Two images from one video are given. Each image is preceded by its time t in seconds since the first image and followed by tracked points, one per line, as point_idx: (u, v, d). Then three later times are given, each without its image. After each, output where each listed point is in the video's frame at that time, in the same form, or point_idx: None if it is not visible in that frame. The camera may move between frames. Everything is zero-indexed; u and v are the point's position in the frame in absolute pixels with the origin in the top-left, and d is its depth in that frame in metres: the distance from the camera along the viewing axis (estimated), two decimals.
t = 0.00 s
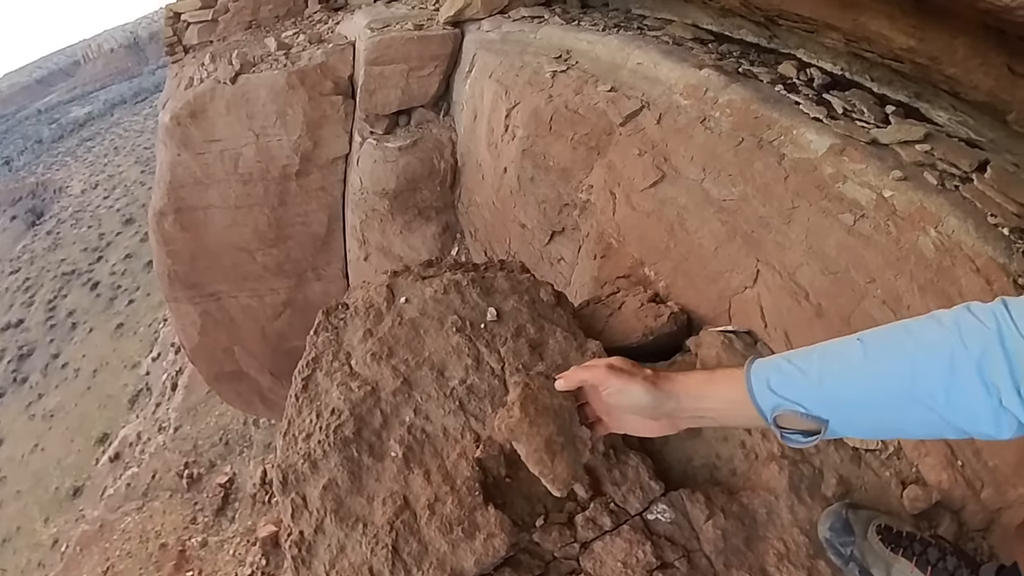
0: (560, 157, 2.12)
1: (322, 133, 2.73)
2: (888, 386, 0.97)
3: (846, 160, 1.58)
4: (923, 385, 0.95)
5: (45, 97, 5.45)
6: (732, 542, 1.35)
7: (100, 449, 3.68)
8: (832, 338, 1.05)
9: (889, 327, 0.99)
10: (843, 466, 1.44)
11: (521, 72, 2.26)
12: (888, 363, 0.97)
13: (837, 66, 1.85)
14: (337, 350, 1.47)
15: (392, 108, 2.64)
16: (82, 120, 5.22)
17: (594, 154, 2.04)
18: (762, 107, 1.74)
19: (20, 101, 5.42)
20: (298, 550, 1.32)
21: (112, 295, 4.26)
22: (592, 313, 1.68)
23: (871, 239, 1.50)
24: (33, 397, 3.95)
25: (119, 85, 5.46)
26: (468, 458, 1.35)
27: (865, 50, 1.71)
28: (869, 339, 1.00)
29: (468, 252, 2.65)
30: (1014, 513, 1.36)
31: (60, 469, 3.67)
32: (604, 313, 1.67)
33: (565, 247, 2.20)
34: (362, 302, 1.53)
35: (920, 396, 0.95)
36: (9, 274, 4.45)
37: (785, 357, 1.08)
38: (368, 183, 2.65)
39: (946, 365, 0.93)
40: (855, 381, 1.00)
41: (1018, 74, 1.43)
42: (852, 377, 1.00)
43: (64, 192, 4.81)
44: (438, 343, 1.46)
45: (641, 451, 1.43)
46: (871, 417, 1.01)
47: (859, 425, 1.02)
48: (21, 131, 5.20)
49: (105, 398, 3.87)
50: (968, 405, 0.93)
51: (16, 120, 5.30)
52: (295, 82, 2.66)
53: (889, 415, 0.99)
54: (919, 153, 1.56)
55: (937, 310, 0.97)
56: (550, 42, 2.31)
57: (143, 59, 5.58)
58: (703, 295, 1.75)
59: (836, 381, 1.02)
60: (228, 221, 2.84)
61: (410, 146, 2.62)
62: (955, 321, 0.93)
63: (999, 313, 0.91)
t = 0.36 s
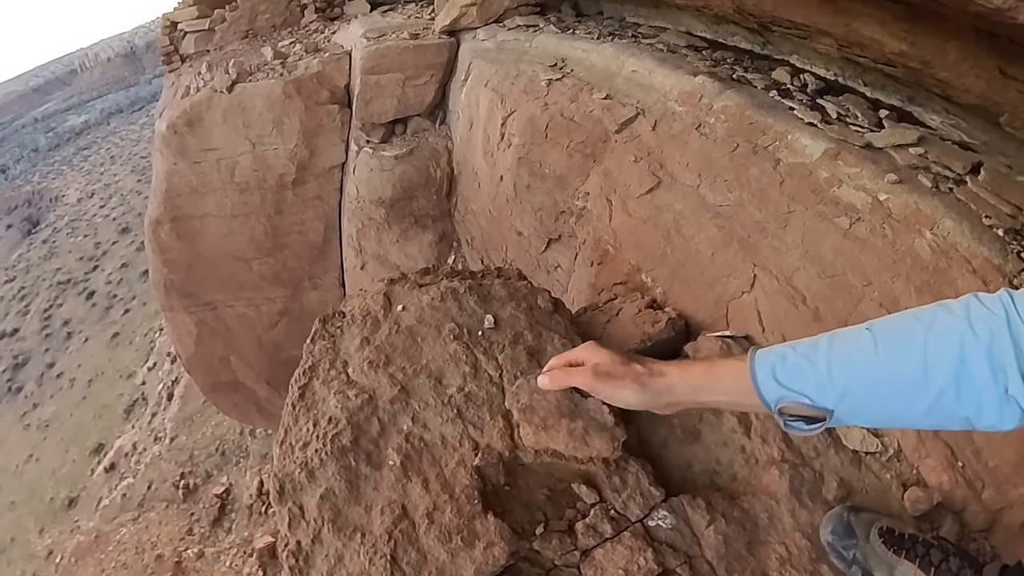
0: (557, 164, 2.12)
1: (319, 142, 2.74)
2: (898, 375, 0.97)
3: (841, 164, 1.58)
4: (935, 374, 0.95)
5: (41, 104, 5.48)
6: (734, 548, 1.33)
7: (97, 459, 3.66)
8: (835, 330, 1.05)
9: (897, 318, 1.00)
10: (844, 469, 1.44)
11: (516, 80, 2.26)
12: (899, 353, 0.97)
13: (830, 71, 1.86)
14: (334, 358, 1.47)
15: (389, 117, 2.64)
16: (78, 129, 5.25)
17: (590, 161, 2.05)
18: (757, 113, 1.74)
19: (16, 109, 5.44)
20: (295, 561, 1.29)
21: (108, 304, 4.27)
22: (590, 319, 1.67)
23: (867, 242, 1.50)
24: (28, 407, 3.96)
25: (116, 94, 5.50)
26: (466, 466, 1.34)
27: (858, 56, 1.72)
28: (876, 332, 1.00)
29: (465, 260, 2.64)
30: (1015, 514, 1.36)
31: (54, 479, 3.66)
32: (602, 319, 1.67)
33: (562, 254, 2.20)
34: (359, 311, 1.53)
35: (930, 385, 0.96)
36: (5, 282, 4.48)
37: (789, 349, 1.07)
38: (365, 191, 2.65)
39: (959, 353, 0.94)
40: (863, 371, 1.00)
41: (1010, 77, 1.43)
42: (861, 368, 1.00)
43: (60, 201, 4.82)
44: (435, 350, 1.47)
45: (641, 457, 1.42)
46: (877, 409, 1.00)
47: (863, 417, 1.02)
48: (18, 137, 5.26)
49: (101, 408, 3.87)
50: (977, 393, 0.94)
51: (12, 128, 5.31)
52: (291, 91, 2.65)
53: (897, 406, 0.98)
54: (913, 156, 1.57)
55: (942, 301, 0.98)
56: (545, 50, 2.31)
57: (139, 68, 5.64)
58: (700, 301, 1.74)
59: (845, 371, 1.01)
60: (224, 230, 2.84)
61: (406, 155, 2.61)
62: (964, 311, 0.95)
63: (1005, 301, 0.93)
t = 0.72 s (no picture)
0: (551, 175, 2.13)
1: (315, 153, 2.74)
2: (876, 388, 0.97)
3: (835, 173, 1.58)
4: (912, 387, 0.94)
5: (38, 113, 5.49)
6: (730, 561, 1.32)
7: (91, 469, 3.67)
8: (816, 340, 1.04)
9: (877, 330, 0.99)
10: (840, 479, 1.44)
11: (510, 91, 2.27)
12: (877, 365, 0.97)
13: (823, 79, 1.87)
14: (328, 373, 1.46)
15: (384, 127, 2.64)
16: (75, 138, 5.29)
17: (585, 171, 2.05)
18: (751, 122, 1.75)
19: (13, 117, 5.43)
20: None
21: (103, 314, 4.28)
22: (585, 330, 1.67)
23: (862, 251, 1.49)
24: (23, 416, 3.98)
25: (111, 104, 5.53)
26: (461, 482, 1.34)
27: (851, 64, 1.72)
28: (856, 342, 1.00)
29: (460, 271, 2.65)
30: (1013, 521, 1.35)
31: (49, 490, 3.65)
32: (597, 331, 1.67)
33: (557, 265, 2.20)
34: (354, 324, 1.52)
35: (907, 398, 0.95)
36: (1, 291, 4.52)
37: (768, 358, 1.07)
38: (360, 203, 2.66)
39: (938, 367, 0.93)
40: (839, 384, 0.99)
41: (1002, 84, 1.44)
42: (839, 379, 0.99)
43: (56, 210, 4.84)
44: (429, 365, 1.46)
45: (636, 471, 1.43)
46: (853, 421, 1.00)
47: (841, 427, 1.01)
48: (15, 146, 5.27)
49: (96, 418, 3.88)
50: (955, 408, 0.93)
51: (8, 136, 5.32)
52: (287, 101, 2.65)
53: (875, 418, 0.98)
54: (906, 163, 1.57)
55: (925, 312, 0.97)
56: (540, 60, 2.33)
57: (136, 77, 5.68)
58: (696, 312, 1.72)
59: (823, 381, 1.00)
60: (219, 241, 2.84)
61: (401, 165, 2.62)
62: (946, 324, 0.94)
63: (989, 315, 0.92)
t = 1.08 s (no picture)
0: (550, 184, 2.13)
1: (312, 162, 2.76)
2: (795, 427, 0.96)
3: (834, 180, 1.59)
4: (824, 427, 0.92)
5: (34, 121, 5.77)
6: (739, 568, 1.32)
7: (86, 480, 3.73)
8: (753, 371, 1.03)
9: (803, 365, 0.97)
10: (846, 484, 1.42)
11: (509, 100, 2.29)
12: (793, 404, 0.95)
13: (820, 87, 1.87)
14: (332, 386, 1.45)
15: (382, 137, 2.65)
16: (71, 146, 5.54)
17: (584, 180, 2.05)
18: (749, 130, 1.75)
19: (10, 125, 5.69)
20: None
21: (99, 323, 4.42)
22: (587, 340, 1.68)
23: (862, 258, 1.49)
24: (18, 426, 4.04)
25: (109, 112, 5.82)
26: (469, 494, 1.34)
27: (848, 72, 1.73)
28: (781, 377, 0.98)
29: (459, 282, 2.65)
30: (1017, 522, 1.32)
31: (44, 500, 3.68)
32: (599, 340, 1.67)
33: (557, 274, 2.20)
34: (357, 336, 1.52)
35: (823, 440, 0.93)
36: None
37: (710, 389, 1.08)
38: (359, 213, 2.66)
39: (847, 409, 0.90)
40: (764, 425, 0.99)
41: (999, 90, 1.44)
42: (761, 415, 0.99)
43: (52, 218, 5.06)
44: (434, 376, 1.46)
45: (644, 481, 1.43)
46: (784, 458, 0.99)
47: (775, 462, 1.01)
48: (12, 155, 5.48)
49: (92, 428, 3.95)
50: (870, 451, 0.90)
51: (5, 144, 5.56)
52: (284, 111, 2.67)
53: (798, 454, 0.97)
54: (904, 170, 1.57)
55: (847, 350, 0.93)
56: (538, 69, 2.36)
57: (131, 87, 5.98)
58: (698, 320, 1.72)
59: (746, 417, 1.00)
60: (216, 251, 2.85)
61: (399, 175, 2.62)
62: (863, 364, 0.90)
63: (904, 356, 0.87)
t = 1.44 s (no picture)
0: (548, 191, 2.13)
1: (309, 169, 2.88)
2: (798, 423, 0.96)
3: (832, 181, 1.57)
4: (831, 424, 0.93)
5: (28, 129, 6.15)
6: (747, 571, 1.31)
7: (81, 489, 3.84)
8: (751, 374, 1.04)
9: (806, 364, 0.97)
10: (852, 484, 1.41)
11: (506, 107, 2.32)
12: (797, 403, 0.96)
13: (815, 91, 1.87)
14: (331, 392, 1.44)
15: (379, 144, 2.76)
16: (67, 155, 5.83)
17: (582, 186, 2.04)
18: (746, 133, 1.74)
19: (6, 134, 6.10)
20: None
21: (94, 332, 4.57)
22: (588, 345, 1.67)
23: (862, 258, 1.47)
24: (13, 435, 4.20)
25: (106, 122, 6.14)
26: (472, 500, 1.32)
27: (843, 75, 1.72)
28: (780, 380, 0.99)
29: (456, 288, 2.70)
30: None
31: (38, 510, 3.78)
32: (601, 344, 1.66)
33: (556, 280, 2.19)
34: (356, 341, 1.51)
35: (827, 435, 0.93)
36: None
37: (707, 393, 1.08)
38: (355, 220, 2.75)
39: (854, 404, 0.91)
40: (766, 423, 0.99)
41: (994, 90, 1.42)
42: (763, 417, 0.99)
43: (48, 227, 5.27)
44: (435, 381, 1.44)
45: (649, 485, 1.43)
46: (785, 457, 0.99)
47: (776, 464, 1.01)
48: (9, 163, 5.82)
49: (86, 438, 4.09)
50: (876, 444, 0.90)
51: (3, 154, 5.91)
52: (281, 118, 2.81)
53: (802, 455, 0.97)
54: (902, 170, 1.56)
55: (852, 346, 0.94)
56: (534, 76, 2.39)
57: (127, 96, 6.35)
58: (699, 323, 1.71)
59: (749, 417, 1.01)
60: (212, 258, 2.96)
61: (396, 182, 2.70)
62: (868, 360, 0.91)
63: (910, 348, 0.88)
